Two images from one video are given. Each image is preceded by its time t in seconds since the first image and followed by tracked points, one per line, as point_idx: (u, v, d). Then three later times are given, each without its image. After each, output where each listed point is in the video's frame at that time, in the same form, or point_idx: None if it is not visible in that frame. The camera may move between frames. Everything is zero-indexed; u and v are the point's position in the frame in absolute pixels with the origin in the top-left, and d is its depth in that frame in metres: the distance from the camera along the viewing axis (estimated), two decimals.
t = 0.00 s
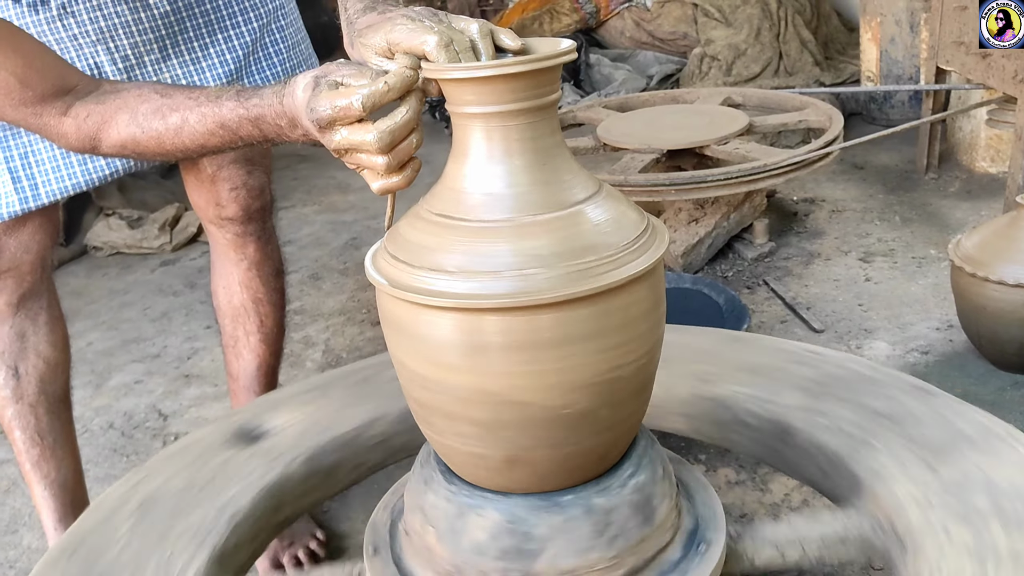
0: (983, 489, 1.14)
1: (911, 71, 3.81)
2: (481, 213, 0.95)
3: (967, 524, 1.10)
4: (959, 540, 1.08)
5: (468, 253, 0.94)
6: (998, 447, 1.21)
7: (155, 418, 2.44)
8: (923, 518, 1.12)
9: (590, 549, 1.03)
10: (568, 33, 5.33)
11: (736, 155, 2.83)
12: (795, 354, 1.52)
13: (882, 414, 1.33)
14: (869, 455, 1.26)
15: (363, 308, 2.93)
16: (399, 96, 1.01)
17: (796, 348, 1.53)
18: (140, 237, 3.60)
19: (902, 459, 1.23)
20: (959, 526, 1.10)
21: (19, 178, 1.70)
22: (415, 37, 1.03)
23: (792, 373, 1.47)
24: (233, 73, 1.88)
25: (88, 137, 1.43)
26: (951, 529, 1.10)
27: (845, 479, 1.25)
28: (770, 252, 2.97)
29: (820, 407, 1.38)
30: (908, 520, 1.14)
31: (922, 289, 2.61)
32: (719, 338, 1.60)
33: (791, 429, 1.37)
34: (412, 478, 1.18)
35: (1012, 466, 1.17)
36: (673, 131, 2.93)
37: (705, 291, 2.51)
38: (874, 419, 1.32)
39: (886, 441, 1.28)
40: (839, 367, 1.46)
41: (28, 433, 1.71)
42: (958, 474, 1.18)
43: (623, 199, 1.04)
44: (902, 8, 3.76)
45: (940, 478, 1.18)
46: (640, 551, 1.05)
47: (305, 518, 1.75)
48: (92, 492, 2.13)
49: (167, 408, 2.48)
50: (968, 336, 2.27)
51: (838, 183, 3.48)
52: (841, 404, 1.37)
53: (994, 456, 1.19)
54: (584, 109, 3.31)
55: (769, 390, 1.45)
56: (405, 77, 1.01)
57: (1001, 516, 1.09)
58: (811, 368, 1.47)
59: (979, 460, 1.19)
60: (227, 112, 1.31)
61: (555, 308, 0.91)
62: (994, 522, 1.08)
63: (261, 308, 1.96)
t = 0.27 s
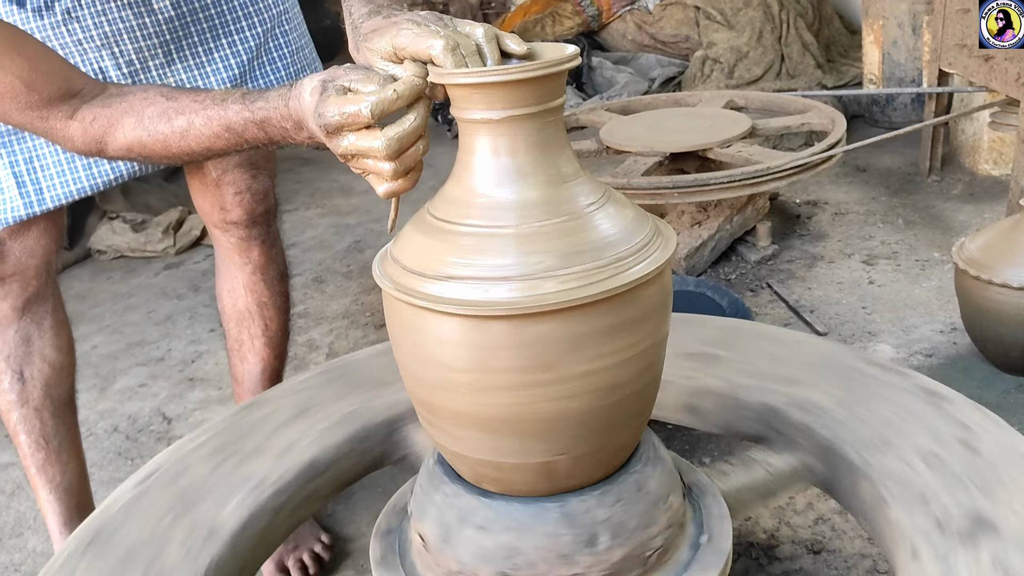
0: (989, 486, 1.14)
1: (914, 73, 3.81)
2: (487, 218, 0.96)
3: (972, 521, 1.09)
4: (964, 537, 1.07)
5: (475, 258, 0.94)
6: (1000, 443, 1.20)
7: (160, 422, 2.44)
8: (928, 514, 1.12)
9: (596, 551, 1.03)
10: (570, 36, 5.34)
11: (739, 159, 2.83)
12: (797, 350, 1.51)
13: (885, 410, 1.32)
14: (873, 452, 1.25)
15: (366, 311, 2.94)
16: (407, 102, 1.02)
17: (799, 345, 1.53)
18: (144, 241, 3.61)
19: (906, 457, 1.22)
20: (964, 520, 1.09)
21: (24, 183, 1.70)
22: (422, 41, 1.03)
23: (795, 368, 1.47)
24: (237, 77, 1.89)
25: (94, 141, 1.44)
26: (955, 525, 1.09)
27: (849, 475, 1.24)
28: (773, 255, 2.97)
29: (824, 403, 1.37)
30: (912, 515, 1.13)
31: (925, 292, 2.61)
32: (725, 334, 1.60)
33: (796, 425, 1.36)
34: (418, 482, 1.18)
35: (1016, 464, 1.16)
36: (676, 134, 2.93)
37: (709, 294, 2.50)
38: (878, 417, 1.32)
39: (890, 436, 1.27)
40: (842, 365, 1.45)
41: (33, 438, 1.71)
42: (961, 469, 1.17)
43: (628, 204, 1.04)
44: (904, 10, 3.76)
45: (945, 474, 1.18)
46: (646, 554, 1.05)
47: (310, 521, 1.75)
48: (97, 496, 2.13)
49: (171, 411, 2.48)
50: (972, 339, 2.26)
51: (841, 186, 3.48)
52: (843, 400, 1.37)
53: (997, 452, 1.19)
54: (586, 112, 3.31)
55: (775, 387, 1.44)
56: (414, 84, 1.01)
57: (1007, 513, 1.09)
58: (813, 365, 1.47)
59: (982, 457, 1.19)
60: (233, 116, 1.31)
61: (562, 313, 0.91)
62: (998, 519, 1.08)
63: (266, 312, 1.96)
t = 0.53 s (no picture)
0: (991, 504, 1.14)
1: (914, 77, 3.81)
2: (488, 226, 0.96)
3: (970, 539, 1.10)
4: (965, 556, 1.07)
5: (475, 266, 0.94)
6: (1001, 462, 1.21)
7: (160, 427, 2.44)
8: (928, 532, 1.12)
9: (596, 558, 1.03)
10: (570, 40, 5.35)
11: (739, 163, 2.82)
12: (797, 361, 1.51)
13: (886, 424, 1.32)
14: (872, 466, 1.26)
15: (366, 315, 2.94)
16: (406, 116, 1.02)
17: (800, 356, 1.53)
18: (144, 245, 3.61)
19: (906, 470, 1.23)
20: (963, 539, 1.10)
21: (24, 189, 1.70)
22: (423, 50, 1.03)
23: (795, 379, 1.47)
24: (237, 84, 1.89)
25: (95, 146, 1.44)
26: (954, 543, 1.10)
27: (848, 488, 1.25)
28: (774, 259, 2.97)
29: (824, 415, 1.38)
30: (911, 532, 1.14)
31: (926, 297, 2.60)
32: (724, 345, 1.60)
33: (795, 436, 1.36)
34: (419, 490, 1.17)
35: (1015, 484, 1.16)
36: (676, 139, 2.93)
37: (710, 300, 2.51)
38: (878, 430, 1.32)
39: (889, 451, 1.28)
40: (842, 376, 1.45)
41: (34, 444, 1.71)
42: (961, 486, 1.18)
43: (629, 211, 1.04)
44: (904, 15, 3.77)
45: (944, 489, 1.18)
46: (648, 560, 1.05)
47: (311, 527, 1.75)
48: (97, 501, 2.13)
49: (172, 417, 2.48)
50: (973, 345, 2.26)
51: (842, 191, 3.48)
52: (843, 413, 1.37)
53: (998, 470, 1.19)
54: (587, 117, 3.31)
55: (777, 398, 1.45)
56: (412, 98, 1.01)
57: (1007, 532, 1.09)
58: (813, 376, 1.47)
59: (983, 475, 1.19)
60: (233, 122, 1.31)
61: (562, 321, 0.91)
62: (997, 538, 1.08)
63: (266, 317, 1.96)
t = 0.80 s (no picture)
0: (987, 504, 1.14)
1: (912, 81, 3.82)
2: (483, 229, 0.95)
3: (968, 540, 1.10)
4: (961, 557, 1.08)
5: (469, 270, 0.94)
6: (996, 463, 1.21)
7: (157, 431, 2.43)
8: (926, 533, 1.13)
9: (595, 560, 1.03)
10: (569, 44, 5.36)
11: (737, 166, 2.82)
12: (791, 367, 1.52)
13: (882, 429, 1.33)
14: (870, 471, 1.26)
15: (364, 319, 2.94)
16: (418, 145, 1.04)
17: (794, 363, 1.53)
18: (142, 249, 3.61)
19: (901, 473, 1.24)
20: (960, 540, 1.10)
21: (20, 194, 1.70)
22: (418, 51, 1.03)
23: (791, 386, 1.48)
24: (233, 88, 1.88)
25: (90, 151, 1.43)
26: (953, 544, 1.10)
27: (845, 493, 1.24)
28: (772, 263, 2.97)
29: (820, 423, 1.38)
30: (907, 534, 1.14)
31: (924, 300, 2.60)
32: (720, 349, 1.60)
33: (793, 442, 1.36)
34: (413, 496, 1.17)
35: (1009, 483, 1.17)
36: (674, 143, 2.94)
37: (707, 303, 2.50)
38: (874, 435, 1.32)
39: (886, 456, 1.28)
40: (837, 382, 1.46)
41: (30, 448, 1.71)
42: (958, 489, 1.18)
43: (624, 215, 1.04)
44: (902, 18, 3.78)
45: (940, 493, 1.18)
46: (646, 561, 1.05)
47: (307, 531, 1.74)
48: (93, 505, 2.13)
49: (169, 420, 2.48)
50: (971, 348, 2.26)
51: (840, 194, 3.48)
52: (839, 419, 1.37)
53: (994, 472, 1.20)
54: (585, 121, 3.32)
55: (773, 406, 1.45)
56: (427, 129, 1.03)
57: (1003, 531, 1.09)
58: (808, 382, 1.48)
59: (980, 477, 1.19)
60: (230, 129, 1.31)
61: (557, 324, 0.91)
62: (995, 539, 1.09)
63: (263, 321, 1.96)
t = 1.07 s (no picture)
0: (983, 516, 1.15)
1: (910, 86, 3.83)
2: (479, 237, 0.95)
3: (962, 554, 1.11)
4: (956, 571, 1.09)
5: (465, 277, 0.94)
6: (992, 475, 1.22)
7: (154, 436, 2.43)
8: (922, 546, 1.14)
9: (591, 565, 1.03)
10: (569, 48, 5.38)
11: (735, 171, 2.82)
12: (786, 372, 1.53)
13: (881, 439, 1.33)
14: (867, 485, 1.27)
15: (362, 323, 2.93)
16: (418, 153, 1.03)
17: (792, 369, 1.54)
18: (141, 253, 3.61)
19: (895, 475, 1.27)
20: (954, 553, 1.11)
21: (16, 199, 1.70)
22: (412, 57, 1.03)
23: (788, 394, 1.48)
24: (229, 93, 1.88)
25: (86, 155, 1.44)
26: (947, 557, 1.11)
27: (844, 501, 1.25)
28: (770, 267, 2.97)
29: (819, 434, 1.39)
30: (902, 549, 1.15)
31: (922, 305, 2.60)
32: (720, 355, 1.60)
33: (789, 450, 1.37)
34: (408, 502, 1.17)
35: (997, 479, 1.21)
36: (672, 147, 2.94)
37: (705, 308, 2.50)
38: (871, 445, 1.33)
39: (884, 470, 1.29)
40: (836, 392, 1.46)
41: (26, 453, 1.70)
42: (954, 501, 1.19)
43: (619, 220, 1.04)
44: (901, 23, 3.79)
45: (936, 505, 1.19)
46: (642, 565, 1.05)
47: (304, 536, 1.74)
48: (90, 511, 2.13)
49: (166, 425, 2.48)
50: (968, 353, 2.26)
51: (838, 198, 3.48)
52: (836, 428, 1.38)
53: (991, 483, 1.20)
54: (583, 125, 3.32)
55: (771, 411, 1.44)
56: (427, 136, 1.02)
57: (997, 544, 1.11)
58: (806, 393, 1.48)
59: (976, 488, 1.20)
60: (227, 135, 1.32)
61: (551, 332, 0.91)
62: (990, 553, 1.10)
63: (260, 326, 1.96)
